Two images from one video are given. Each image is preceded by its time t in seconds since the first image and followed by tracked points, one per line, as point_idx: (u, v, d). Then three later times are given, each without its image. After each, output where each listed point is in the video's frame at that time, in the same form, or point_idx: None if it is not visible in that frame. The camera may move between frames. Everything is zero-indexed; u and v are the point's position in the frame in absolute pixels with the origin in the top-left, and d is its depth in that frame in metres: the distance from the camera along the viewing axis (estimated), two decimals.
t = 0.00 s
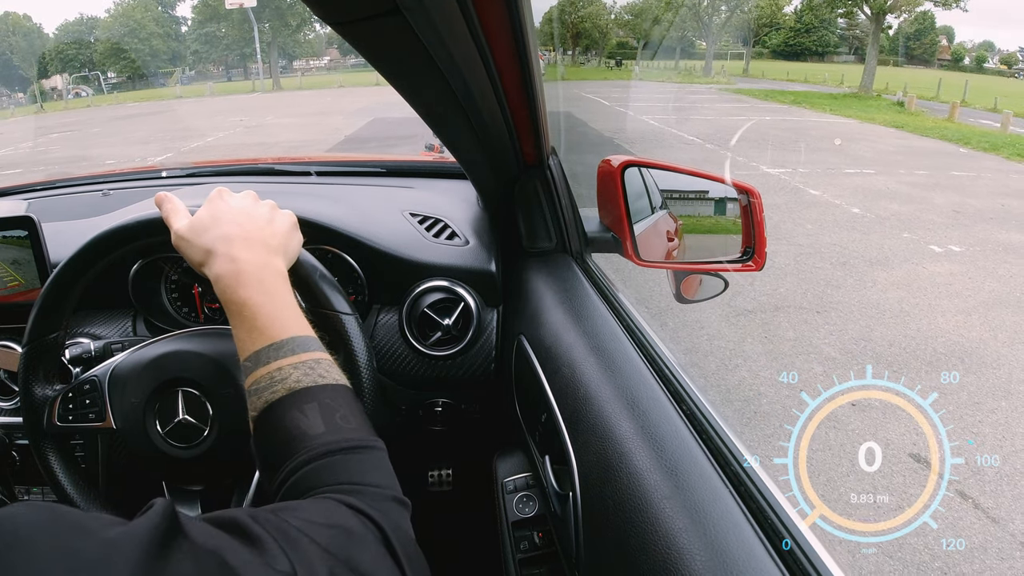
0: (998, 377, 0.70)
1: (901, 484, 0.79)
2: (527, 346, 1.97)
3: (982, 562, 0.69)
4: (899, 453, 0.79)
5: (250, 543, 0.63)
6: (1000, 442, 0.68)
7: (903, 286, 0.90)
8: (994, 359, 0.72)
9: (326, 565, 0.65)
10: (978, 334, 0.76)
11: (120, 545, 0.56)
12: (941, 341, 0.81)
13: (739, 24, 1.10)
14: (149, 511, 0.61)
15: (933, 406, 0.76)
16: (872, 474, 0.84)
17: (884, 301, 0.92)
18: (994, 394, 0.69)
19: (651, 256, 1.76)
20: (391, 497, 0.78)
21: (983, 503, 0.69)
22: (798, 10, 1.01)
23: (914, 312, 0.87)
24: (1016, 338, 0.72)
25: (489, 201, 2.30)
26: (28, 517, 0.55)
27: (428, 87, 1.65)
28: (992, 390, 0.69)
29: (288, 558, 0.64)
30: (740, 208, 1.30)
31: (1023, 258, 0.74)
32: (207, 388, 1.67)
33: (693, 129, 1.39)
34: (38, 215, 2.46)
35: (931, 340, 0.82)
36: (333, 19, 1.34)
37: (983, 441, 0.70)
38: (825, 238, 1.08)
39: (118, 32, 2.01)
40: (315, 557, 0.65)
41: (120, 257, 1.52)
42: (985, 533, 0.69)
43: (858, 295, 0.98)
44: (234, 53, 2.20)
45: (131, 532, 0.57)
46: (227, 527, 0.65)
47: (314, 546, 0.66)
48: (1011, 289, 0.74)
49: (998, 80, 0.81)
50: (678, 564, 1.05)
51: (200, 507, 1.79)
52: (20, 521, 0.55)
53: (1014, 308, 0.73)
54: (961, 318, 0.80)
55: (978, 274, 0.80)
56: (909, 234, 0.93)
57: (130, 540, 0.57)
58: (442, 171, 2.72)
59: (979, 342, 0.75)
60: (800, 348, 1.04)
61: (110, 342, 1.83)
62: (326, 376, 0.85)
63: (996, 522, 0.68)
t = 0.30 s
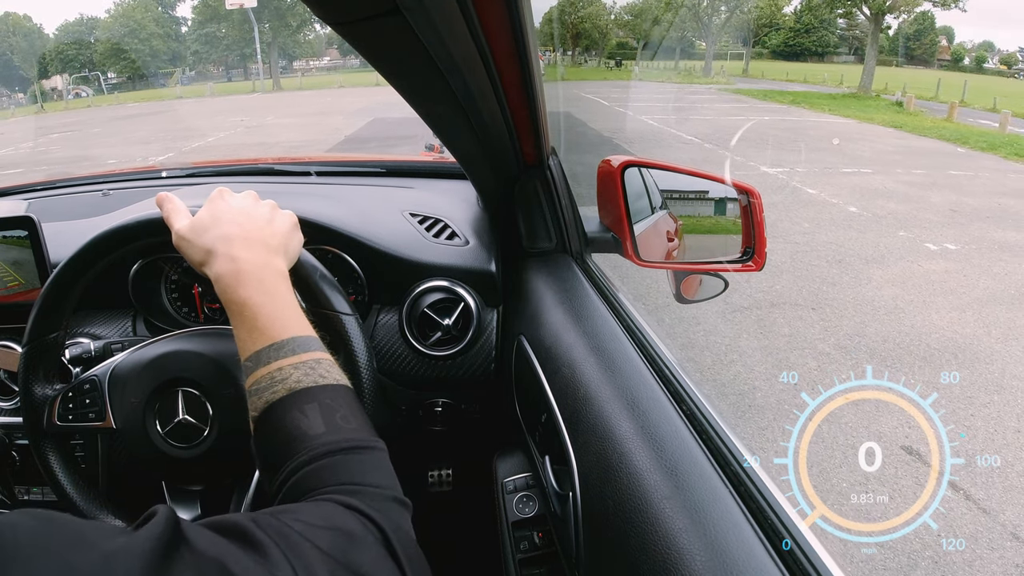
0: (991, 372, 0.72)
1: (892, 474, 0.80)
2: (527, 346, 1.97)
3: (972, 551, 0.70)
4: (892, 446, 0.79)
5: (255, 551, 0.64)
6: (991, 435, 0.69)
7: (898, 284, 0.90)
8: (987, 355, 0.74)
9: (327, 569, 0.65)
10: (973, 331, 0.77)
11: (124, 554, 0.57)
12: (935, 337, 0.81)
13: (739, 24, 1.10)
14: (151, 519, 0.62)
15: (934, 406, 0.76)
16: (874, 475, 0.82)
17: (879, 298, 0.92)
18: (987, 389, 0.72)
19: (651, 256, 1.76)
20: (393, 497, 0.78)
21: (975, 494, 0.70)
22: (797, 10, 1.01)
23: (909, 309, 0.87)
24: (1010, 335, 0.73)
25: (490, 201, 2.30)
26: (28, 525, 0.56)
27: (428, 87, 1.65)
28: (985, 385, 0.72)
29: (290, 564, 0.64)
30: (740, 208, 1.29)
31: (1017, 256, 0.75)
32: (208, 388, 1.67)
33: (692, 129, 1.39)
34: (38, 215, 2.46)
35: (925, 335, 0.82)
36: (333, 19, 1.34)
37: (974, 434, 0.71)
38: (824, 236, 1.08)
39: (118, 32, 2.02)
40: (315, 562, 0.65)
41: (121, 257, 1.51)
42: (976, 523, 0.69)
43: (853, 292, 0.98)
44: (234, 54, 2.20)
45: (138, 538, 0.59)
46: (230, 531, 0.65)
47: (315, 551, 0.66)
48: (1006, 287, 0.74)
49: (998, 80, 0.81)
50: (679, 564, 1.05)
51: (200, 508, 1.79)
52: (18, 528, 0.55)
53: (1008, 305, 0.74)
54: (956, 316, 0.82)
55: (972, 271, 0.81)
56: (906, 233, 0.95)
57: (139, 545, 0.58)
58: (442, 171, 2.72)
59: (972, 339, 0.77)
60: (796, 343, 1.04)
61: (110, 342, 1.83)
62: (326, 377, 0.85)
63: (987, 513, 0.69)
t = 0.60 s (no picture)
0: (991, 372, 0.72)
1: (892, 474, 0.79)
2: (527, 345, 1.97)
3: (972, 551, 0.70)
4: (891, 445, 0.79)
5: (241, 556, 0.63)
6: (991, 435, 0.69)
7: (897, 284, 0.90)
8: (988, 355, 0.74)
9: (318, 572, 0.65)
10: (972, 330, 0.77)
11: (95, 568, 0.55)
12: (935, 337, 0.81)
13: (739, 24, 1.09)
14: (129, 527, 0.61)
15: (934, 406, 0.76)
16: (874, 474, 0.82)
17: (879, 298, 0.92)
18: (987, 388, 0.72)
19: (651, 256, 1.76)
20: (388, 495, 0.78)
21: (975, 494, 0.70)
22: (798, 9, 1.02)
23: (908, 308, 0.87)
24: (1009, 333, 0.73)
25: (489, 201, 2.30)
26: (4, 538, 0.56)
27: (428, 87, 1.65)
28: (984, 385, 0.72)
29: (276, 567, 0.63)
30: (741, 208, 1.29)
31: (1017, 256, 0.75)
32: (208, 388, 1.67)
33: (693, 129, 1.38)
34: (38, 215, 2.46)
35: (925, 336, 0.82)
36: (332, 18, 1.34)
37: (974, 434, 0.71)
38: (823, 236, 1.09)
39: (118, 32, 2.01)
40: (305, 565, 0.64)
41: (122, 257, 1.51)
42: (976, 523, 0.69)
43: (853, 292, 0.98)
44: (234, 53, 2.20)
45: (110, 551, 0.57)
46: (222, 534, 0.65)
47: (306, 554, 0.65)
48: (1005, 287, 0.74)
49: (998, 81, 0.81)
50: (679, 564, 1.05)
51: (200, 509, 1.79)
52: None
53: (1007, 304, 0.74)
54: (955, 314, 0.82)
55: (972, 271, 0.82)
56: (905, 232, 0.95)
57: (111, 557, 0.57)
58: (442, 171, 2.72)
59: (973, 339, 0.77)
60: (796, 344, 1.04)
61: (110, 342, 1.84)
62: (323, 373, 0.84)
63: (987, 513, 0.69)
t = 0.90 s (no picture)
0: (991, 372, 0.72)
1: (892, 474, 0.79)
2: (528, 346, 1.98)
3: (972, 551, 0.70)
4: (891, 445, 0.79)
5: (240, 555, 0.63)
6: (991, 436, 0.69)
7: (898, 284, 0.90)
8: (988, 355, 0.74)
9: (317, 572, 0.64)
10: (973, 330, 0.78)
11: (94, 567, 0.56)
12: (935, 337, 0.81)
13: (738, 24, 1.09)
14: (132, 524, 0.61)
15: (933, 406, 0.76)
16: (873, 474, 0.82)
17: (879, 298, 0.92)
18: (987, 388, 0.72)
19: (651, 256, 1.76)
20: (387, 496, 0.78)
21: (975, 494, 0.70)
22: (797, 10, 1.02)
23: (909, 308, 0.87)
24: (1010, 337, 0.72)
25: (489, 201, 2.31)
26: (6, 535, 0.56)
27: (428, 87, 1.65)
28: (985, 385, 0.72)
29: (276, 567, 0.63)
30: (740, 208, 1.29)
31: (1017, 256, 0.76)
32: (208, 388, 1.68)
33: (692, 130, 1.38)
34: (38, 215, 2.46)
35: (924, 336, 0.82)
36: (333, 18, 1.34)
37: (975, 434, 0.71)
38: (823, 236, 1.09)
39: (118, 32, 2.01)
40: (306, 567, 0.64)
41: (124, 256, 1.50)
42: (976, 523, 0.69)
43: (854, 292, 0.98)
44: (235, 54, 2.20)
45: (109, 549, 0.57)
46: (223, 533, 0.65)
47: (306, 553, 0.65)
48: (1006, 286, 0.75)
49: (998, 80, 0.83)
50: (679, 564, 1.05)
51: (200, 509, 1.79)
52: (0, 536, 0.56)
53: (1007, 305, 0.74)
54: (956, 314, 0.82)
55: (972, 271, 0.82)
56: (905, 232, 0.95)
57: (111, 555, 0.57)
58: (441, 171, 2.72)
59: (974, 339, 0.77)
60: (796, 344, 1.04)
61: (109, 342, 1.83)
62: (323, 374, 0.84)
63: (986, 512, 0.69)
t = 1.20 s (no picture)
0: (991, 372, 0.72)
1: (892, 474, 0.79)
2: (528, 346, 1.97)
3: (972, 551, 0.70)
4: (891, 445, 0.79)
5: (247, 551, 0.63)
6: (991, 436, 0.70)
7: (898, 284, 0.90)
8: (988, 355, 0.74)
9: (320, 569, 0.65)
10: (973, 329, 0.78)
11: (107, 556, 0.57)
12: (935, 337, 0.81)
13: (738, 24, 1.10)
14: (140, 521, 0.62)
15: (934, 406, 0.76)
16: (873, 474, 0.82)
17: (879, 298, 0.92)
18: (987, 388, 0.72)
19: (651, 257, 1.76)
20: (392, 496, 0.78)
21: (975, 494, 0.70)
22: (797, 10, 1.02)
23: (909, 308, 0.87)
24: (1009, 336, 0.73)
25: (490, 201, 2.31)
26: (10, 532, 0.56)
27: (429, 88, 1.66)
28: (985, 385, 0.72)
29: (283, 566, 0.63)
30: (740, 208, 1.29)
31: (1016, 256, 0.76)
32: (208, 388, 1.68)
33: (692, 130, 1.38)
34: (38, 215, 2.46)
35: (924, 335, 0.82)
36: (332, 18, 1.34)
37: (974, 434, 0.71)
38: (823, 236, 1.09)
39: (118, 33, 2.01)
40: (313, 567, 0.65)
41: (123, 257, 1.50)
42: (976, 523, 0.69)
43: (854, 292, 0.98)
44: (235, 54, 2.20)
45: (121, 543, 0.58)
46: (228, 529, 0.65)
47: (310, 552, 0.65)
48: (1005, 287, 0.75)
49: (998, 80, 0.83)
50: (679, 564, 1.05)
51: (199, 509, 1.78)
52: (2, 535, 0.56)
53: (1007, 305, 0.74)
54: (956, 313, 0.82)
55: (972, 272, 0.82)
56: (906, 232, 0.95)
57: (124, 545, 0.58)
58: (441, 171, 2.72)
59: (973, 339, 0.77)
60: (796, 344, 1.04)
61: (109, 342, 1.84)
62: (326, 375, 0.84)
63: (986, 512, 0.69)
